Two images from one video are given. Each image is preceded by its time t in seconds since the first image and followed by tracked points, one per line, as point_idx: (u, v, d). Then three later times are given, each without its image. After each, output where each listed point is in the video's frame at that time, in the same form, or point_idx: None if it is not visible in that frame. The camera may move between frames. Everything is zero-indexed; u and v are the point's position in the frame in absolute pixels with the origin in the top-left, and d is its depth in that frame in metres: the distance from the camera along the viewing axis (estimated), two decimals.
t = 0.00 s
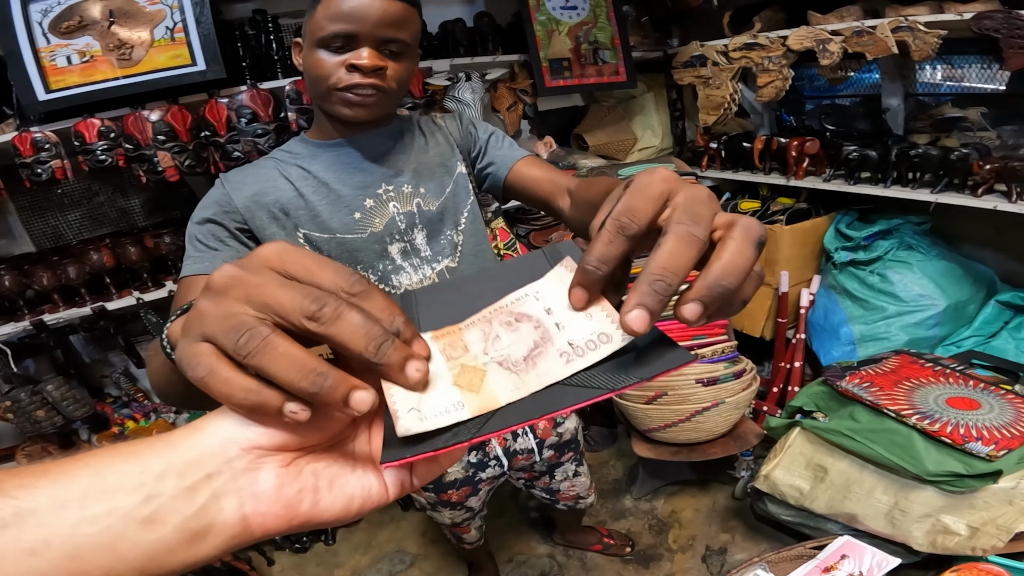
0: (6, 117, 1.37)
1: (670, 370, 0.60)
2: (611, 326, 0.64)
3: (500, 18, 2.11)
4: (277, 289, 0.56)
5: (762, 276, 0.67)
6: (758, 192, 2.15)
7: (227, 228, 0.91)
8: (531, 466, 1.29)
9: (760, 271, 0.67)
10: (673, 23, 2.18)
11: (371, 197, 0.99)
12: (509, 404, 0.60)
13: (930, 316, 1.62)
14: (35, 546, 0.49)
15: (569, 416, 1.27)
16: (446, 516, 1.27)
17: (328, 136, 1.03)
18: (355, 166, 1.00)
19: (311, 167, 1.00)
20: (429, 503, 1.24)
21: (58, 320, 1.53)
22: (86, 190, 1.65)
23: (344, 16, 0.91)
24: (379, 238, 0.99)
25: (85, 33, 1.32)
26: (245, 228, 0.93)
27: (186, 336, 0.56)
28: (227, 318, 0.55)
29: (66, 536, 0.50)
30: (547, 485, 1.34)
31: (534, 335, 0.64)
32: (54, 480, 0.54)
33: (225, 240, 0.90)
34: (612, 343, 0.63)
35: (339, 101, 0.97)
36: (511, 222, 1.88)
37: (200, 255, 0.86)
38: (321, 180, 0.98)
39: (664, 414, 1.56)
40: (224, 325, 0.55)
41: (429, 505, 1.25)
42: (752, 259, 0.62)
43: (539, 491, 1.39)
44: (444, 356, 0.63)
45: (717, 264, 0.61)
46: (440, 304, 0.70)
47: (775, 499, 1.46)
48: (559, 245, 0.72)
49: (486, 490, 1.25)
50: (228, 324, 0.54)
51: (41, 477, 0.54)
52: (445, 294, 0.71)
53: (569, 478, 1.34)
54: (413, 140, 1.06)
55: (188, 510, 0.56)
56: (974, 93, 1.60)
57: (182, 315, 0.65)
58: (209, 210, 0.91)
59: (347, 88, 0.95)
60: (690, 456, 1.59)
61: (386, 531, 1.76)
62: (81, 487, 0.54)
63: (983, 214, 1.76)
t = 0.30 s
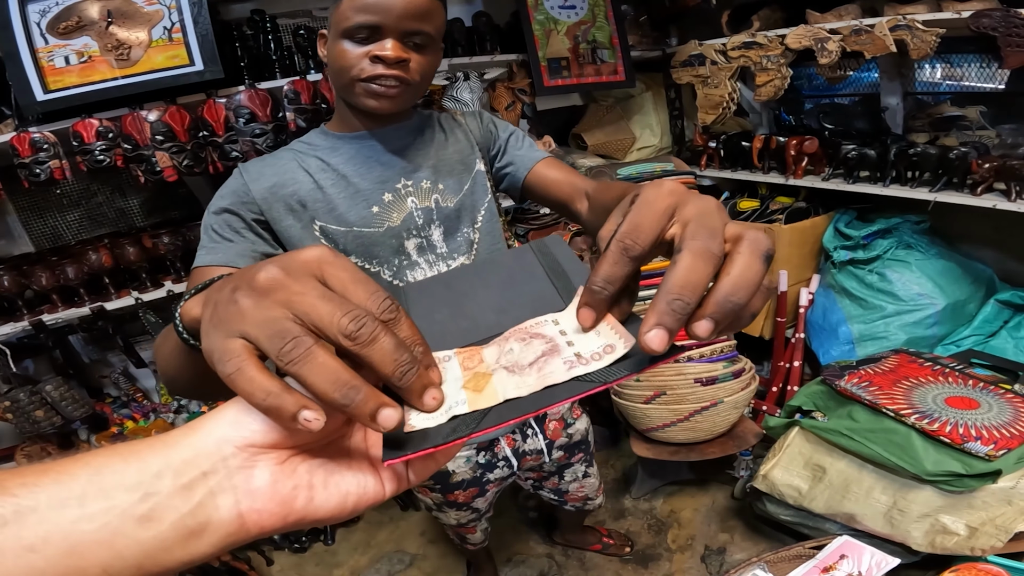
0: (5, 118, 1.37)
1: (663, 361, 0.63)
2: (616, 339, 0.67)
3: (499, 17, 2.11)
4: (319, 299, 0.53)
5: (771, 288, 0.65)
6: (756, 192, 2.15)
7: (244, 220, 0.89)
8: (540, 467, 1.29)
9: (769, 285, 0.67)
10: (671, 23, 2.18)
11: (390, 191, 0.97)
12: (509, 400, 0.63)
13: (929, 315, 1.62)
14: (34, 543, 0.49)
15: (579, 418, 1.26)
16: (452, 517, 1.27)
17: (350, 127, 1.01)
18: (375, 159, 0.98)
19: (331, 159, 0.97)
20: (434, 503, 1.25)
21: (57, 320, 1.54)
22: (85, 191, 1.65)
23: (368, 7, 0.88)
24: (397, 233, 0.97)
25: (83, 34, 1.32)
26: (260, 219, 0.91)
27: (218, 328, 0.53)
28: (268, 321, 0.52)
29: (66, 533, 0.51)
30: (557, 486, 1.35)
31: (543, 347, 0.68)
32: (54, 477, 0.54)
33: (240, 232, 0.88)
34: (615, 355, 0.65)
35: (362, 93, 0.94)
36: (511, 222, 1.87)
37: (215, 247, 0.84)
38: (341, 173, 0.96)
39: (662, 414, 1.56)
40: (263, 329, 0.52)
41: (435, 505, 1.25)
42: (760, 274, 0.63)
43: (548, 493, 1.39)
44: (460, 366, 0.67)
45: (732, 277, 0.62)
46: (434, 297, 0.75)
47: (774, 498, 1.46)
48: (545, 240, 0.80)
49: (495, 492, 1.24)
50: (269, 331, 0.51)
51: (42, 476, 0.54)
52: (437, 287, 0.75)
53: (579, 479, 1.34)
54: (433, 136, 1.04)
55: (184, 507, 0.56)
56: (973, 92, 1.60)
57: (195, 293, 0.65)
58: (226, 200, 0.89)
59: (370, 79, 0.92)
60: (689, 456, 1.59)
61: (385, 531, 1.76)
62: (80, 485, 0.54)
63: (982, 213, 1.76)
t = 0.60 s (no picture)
0: (5, 118, 1.37)
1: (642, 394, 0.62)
2: (607, 372, 0.65)
3: (499, 17, 2.11)
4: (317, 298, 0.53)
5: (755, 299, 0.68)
6: (757, 191, 2.15)
7: (254, 214, 0.89)
8: (543, 468, 1.29)
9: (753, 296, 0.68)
10: (670, 23, 2.18)
11: (400, 188, 0.97)
12: (490, 415, 0.62)
13: (930, 315, 1.62)
14: (36, 541, 0.49)
15: (583, 419, 1.27)
16: (454, 517, 1.27)
17: (361, 124, 1.00)
18: (386, 156, 0.98)
19: (342, 155, 0.97)
20: (436, 503, 1.24)
21: (57, 320, 1.54)
22: (85, 191, 1.65)
23: (382, 4, 0.88)
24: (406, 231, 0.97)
25: (83, 34, 1.32)
26: (270, 213, 0.91)
27: (217, 326, 0.53)
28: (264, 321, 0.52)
29: (67, 531, 0.51)
30: (558, 486, 1.34)
31: (532, 364, 0.67)
32: (56, 476, 0.54)
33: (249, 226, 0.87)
34: (600, 387, 0.63)
35: (374, 91, 0.94)
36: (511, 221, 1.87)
37: (223, 240, 0.84)
38: (351, 169, 0.96)
39: (662, 414, 1.55)
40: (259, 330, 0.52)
41: (437, 505, 1.25)
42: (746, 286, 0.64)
43: (549, 493, 1.39)
44: (450, 369, 0.67)
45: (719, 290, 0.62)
46: (433, 292, 0.75)
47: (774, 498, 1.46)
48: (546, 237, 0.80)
49: (496, 492, 1.24)
50: (265, 332, 0.51)
51: (44, 475, 0.54)
52: (435, 284, 0.76)
53: (580, 480, 1.34)
54: (445, 135, 1.04)
55: (184, 505, 0.56)
56: (974, 92, 1.59)
57: (194, 287, 0.65)
58: (237, 194, 0.89)
59: (383, 78, 0.92)
60: (689, 456, 1.59)
61: (385, 532, 1.76)
62: (81, 484, 0.54)
63: (983, 212, 1.76)
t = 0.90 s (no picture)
0: (7, 119, 1.37)
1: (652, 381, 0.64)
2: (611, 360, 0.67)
3: (500, 17, 2.11)
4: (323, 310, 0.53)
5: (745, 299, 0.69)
6: (758, 190, 2.15)
7: (258, 211, 0.88)
8: (543, 467, 1.28)
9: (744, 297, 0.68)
10: (672, 22, 2.18)
11: (403, 188, 0.97)
12: (498, 411, 0.63)
13: (932, 314, 1.61)
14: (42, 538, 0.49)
15: (584, 419, 1.26)
16: (453, 516, 1.27)
17: (365, 124, 1.00)
18: (389, 156, 0.98)
19: (347, 154, 0.97)
20: (436, 502, 1.24)
21: (59, 320, 1.54)
22: (88, 191, 1.65)
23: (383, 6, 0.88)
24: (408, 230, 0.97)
25: (85, 34, 1.32)
26: (274, 211, 0.91)
27: (226, 340, 0.53)
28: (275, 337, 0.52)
29: (71, 529, 0.51)
30: (559, 486, 1.34)
31: (537, 356, 0.68)
32: (61, 475, 0.55)
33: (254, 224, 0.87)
34: (608, 375, 0.66)
35: (377, 91, 0.94)
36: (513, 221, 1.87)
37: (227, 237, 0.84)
38: (355, 168, 0.96)
39: (664, 413, 1.55)
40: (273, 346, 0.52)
41: (436, 503, 1.25)
42: (728, 291, 0.64)
43: (549, 493, 1.39)
44: (454, 367, 0.67)
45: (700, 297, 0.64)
46: (436, 291, 0.75)
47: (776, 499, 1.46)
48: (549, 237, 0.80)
49: (496, 491, 1.24)
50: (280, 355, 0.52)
51: (49, 474, 0.54)
52: (438, 282, 0.75)
53: (581, 480, 1.34)
54: (448, 136, 1.04)
55: (186, 504, 0.56)
56: (976, 92, 1.59)
57: (191, 291, 0.64)
58: (242, 191, 0.89)
59: (386, 78, 0.92)
60: (691, 456, 1.59)
61: (387, 531, 1.76)
62: (85, 482, 0.54)
63: (985, 211, 1.75)
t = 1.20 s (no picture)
0: (9, 119, 1.37)
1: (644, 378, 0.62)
2: (607, 360, 0.66)
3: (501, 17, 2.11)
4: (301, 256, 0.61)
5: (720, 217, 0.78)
6: (760, 191, 2.15)
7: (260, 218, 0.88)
8: (541, 466, 1.28)
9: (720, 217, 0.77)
10: (673, 22, 2.18)
11: (406, 189, 0.96)
12: (492, 408, 0.62)
13: (935, 315, 1.61)
14: (41, 535, 0.49)
15: (581, 418, 1.26)
16: (454, 516, 1.27)
17: (367, 123, 1.00)
18: (391, 156, 0.97)
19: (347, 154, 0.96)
20: (436, 502, 1.24)
21: (62, 320, 1.54)
22: (90, 191, 1.65)
23: None
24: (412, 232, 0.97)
25: (87, 34, 1.32)
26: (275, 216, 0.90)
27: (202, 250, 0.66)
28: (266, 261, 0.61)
29: (70, 525, 0.50)
30: (556, 486, 1.34)
31: (533, 355, 0.68)
32: (61, 472, 0.54)
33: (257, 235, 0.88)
34: (603, 373, 0.64)
35: (374, 83, 0.93)
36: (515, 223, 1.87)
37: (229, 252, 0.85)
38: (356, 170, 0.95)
39: (665, 414, 1.55)
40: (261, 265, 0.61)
41: (436, 503, 1.25)
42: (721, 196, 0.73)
43: (546, 492, 1.39)
44: (450, 364, 0.68)
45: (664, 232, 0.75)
46: (434, 289, 0.79)
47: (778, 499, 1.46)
48: (546, 235, 0.83)
49: (496, 492, 1.24)
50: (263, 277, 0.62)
51: (48, 471, 0.54)
52: (437, 281, 0.79)
53: (579, 479, 1.34)
54: (449, 136, 1.04)
55: (184, 501, 0.56)
56: (978, 92, 1.59)
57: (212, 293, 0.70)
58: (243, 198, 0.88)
59: (382, 69, 0.91)
60: (692, 456, 1.58)
61: (387, 532, 1.77)
62: (84, 479, 0.54)
63: (987, 212, 1.75)
